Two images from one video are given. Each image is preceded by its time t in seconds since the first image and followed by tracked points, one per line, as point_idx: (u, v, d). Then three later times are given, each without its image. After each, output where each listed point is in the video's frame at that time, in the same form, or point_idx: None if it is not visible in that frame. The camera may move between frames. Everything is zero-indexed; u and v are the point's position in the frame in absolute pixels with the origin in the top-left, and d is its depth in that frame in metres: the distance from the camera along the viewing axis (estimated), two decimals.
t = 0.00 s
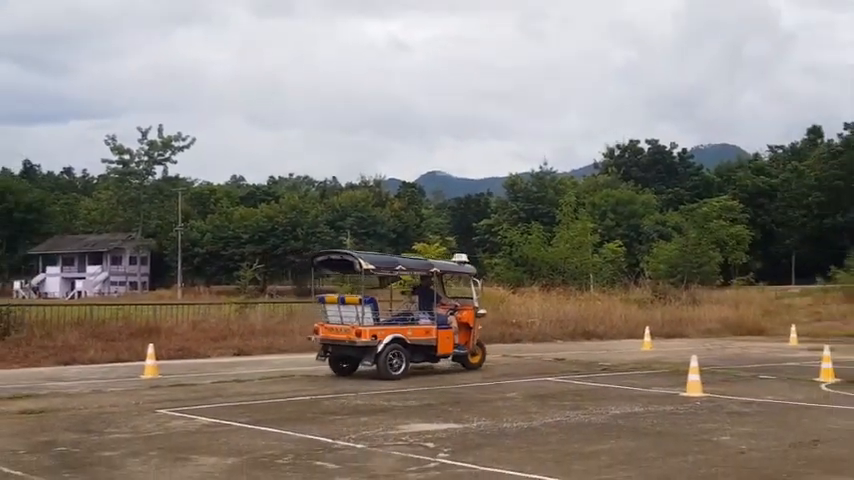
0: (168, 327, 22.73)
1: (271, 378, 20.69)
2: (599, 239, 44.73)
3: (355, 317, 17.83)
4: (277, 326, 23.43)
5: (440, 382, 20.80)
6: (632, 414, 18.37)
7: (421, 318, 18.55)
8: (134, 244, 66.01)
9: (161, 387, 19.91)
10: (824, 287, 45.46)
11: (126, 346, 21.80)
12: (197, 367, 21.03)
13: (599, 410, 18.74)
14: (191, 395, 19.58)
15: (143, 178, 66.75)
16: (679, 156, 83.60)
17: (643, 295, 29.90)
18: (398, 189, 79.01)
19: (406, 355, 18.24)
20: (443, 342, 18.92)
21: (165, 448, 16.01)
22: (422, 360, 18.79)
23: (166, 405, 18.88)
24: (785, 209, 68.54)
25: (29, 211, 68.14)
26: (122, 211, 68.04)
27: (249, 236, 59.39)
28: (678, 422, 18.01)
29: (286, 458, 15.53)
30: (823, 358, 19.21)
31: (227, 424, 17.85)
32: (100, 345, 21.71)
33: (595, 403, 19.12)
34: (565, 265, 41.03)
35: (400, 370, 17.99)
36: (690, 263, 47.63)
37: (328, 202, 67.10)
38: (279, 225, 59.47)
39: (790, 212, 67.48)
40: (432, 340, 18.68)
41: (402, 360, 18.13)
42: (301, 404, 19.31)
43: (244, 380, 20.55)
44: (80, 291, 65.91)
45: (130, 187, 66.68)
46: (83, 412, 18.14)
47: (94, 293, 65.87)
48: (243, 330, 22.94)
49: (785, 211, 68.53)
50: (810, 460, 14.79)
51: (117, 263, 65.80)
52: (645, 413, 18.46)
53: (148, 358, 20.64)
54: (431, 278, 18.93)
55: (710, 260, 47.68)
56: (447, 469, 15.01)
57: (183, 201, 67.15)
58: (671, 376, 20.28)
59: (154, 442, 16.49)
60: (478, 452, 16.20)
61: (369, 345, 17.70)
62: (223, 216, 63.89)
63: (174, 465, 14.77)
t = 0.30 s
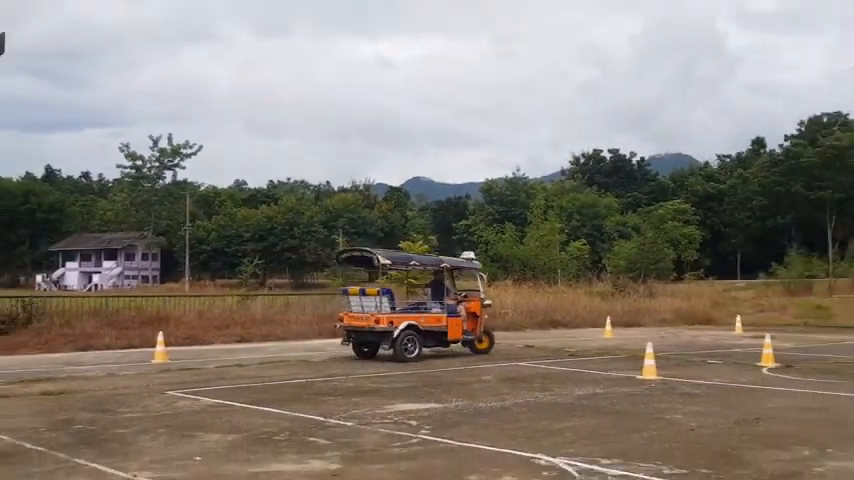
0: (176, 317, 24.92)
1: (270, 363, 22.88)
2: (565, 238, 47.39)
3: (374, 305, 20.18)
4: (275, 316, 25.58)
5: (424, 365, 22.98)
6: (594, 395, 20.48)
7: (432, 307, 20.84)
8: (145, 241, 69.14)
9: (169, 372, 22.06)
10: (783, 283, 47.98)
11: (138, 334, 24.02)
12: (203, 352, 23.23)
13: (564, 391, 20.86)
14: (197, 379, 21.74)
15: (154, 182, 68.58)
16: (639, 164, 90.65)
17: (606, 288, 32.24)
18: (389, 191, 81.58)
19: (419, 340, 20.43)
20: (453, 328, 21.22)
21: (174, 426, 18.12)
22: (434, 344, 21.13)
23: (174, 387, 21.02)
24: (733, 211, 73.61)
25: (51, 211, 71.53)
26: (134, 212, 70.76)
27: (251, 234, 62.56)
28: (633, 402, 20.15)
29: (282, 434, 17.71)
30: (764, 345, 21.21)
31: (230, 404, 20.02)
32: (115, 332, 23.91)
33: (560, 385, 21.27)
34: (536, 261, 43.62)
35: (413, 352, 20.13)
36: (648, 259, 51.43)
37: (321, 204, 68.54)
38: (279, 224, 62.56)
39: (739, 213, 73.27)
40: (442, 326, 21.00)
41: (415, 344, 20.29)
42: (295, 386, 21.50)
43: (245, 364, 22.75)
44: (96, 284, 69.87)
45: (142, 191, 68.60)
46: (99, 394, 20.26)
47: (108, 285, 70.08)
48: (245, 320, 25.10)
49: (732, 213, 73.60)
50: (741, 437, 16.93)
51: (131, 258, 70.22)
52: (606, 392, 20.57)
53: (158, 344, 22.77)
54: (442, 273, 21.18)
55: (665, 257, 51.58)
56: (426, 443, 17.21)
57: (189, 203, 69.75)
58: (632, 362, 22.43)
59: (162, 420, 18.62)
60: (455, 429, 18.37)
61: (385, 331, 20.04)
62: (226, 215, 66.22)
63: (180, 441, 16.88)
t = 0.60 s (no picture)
0: (180, 308, 26.86)
1: (266, 351, 24.81)
2: (539, 237, 50.06)
3: (381, 297, 22.25)
4: (271, 308, 27.52)
5: (409, 352, 24.92)
6: (563, 381, 22.40)
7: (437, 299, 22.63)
8: (151, 240, 72.32)
9: (172, 360, 23.93)
10: (739, 281, 50.32)
11: (144, 325, 25.96)
12: (204, 341, 25.16)
13: (536, 377, 22.77)
14: (199, 366, 23.65)
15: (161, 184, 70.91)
16: (605, 171, 95.65)
17: (574, 284, 34.47)
18: (378, 193, 83.90)
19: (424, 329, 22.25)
20: (459, 319, 22.97)
21: (178, 410, 19.95)
22: (442, 333, 22.95)
23: (178, 375, 22.88)
24: (692, 213, 82.87)
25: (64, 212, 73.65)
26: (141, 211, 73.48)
27: (252, 233, 64.60)
28: (600, 386, 22.05)
29: (277, 417, 19.60)
30: (721, 335, 23.44)
31: (229, 389, 21.96)
32: (123, 323, 25.84)
33: (533, 372, 23.18)
34: (512, 259, 45.97)
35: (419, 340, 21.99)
36: (614, 256, 55.03)
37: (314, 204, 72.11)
38: (275, 223, 65.23)
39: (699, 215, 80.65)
40: (448, 317, 22.79)
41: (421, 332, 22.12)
42: (290, 372, 23.43)
43: (244, 353, 24.72)
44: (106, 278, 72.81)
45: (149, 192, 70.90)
46: (108, 381, 22.11)
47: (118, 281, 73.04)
48: (244, 312, 27.03)
49: (691, 214, 82.84)
50: (694, 419, 18.85)
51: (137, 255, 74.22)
52: (575, 378, 22.50)
53: (163, 335, 24.62)
54: (448, 268, 22.89)
55: (630, 254, 55.31)
56: (411, 425, 19.18)
57: (192, 203, 72.26)
58: (600, 351, 24.37)
59: (167, 404, 20.51)
60: (435, 412, 20.26)
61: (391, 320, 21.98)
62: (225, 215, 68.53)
63: (182, 423, 18.70)
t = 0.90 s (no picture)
0: (171, 304, 27.80)
1: (254, 345, 25.75)
2: (518, 236, 51.52)
3: (382, 292, 23.29)
4: (260, 303, 28.47)
5: (392, 345, 25.91)
6: (540, 372, 23.47)
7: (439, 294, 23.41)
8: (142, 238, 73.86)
9: (163, 354, 24.82)
10: (707, 276, 51.70)
11: (135, 321, 26.86)
12: (194, 336, 26.09)
13: (514, 368, 23.83)
14: (189, 359, 24.57)
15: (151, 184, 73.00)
16: (582, 171, 97.43)
17: (552, 280, 35.64)
18: (362, 193, 84.95)
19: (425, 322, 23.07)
20: (464, 314, 23.63)
21: (169, 403, 20.86)
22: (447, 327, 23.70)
23: (168, 368, 23.79)
24: (662, 212, 84.80)
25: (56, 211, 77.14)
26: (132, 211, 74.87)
27: (239, 232, 66.23)
28: (573, 376, 23.13)
29: (265, 409, 20.55)
30: (688, 328, 24.69)
31: (219, 382, 22.88)
32: (116, 318, 26.74)
33: (511, 364, 24.23)
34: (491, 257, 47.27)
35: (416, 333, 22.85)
36: (591, 253, 56.54)
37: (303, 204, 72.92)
38: (264, 222, 66.68)
39: (667, 215, 83.48)
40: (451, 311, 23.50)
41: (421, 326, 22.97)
42: (277, 366, 24.37)
43: (233, 347, 25.63)
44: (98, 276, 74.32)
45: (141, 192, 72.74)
46: (100, 374, 22.98)
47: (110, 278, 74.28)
48: (232, 308, 27.97)
49: (661, 213, 84.78)
50: (662, 408, 19.95)
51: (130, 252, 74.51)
52: (551, 369, 23.57)
53: (153, 330, 25.52)
54: (453, 265, 23.59)
55: (605, 251, 56.92)
56: (393, 415, 20.22)
57: (183, 202, 73.57)
58: (576, 344, 25.44)
59: (157, 397, 21.41)
60: (416, 403, 21.28)
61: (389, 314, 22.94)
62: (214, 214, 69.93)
63: (172, 415, 19.61)
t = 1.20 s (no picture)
0: (147, 301, 28.13)
1: (229, 341, 26.11)
2: (490, 235, 52.40)
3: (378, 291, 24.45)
4: (236, 301, 28.85)
5: (365, 341, 26.37)
6: (510, 367, 24.05)
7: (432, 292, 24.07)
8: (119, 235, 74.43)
9: (138, 350, 25.13)
10: (671, 275, 52.84)
11: (111, 317, 27.12)
12: (169, 332, 26.42)
13: (485, 364, 24.39)
14: (165, 356, 24.91)
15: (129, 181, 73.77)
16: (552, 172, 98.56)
17: (524, 278, 36.30)
18: (338, 193, 85.74)
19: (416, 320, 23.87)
20: (458, 312, 24.06)
21: (143, 398, 21.20)
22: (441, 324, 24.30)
23: (143, 364, 24.11)
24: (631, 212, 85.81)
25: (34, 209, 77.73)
26: (109, 209, 75.41)
27: (216, 229, 67.00)
28: (542, 371, 23.72)
29: (239, 404, 20.96)
30: (654, 324, 25.37)
31: (193, 378, 23.25)
32: (91, 315, 27.01)
33: (482, 359, 24.80)
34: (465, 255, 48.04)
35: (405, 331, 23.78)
36: (561, 251, 57.39)
37: (279, 203, 75.07)
38: (241, 220, 67.49)
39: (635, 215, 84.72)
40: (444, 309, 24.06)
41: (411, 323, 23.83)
42: (251, 362, 24.77)
43: (208, 343, 25.96)
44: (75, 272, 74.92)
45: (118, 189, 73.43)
46: (75, 371, 23.27)
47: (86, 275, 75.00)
48: (208, 305, 28.32)
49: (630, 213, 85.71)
50: (627, 402, 20.59)
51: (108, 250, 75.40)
52: (521, 364, 24.15)
53: (129, 326, 25.78)
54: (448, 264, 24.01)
55: (574, 250, 57.90)
56: (365, 410, 20.71)
57: (160, 200, 74.25)
58: (546, 340, 26.03)
59: (131, 392, 21.75)
60: (388, 399, 21.78)
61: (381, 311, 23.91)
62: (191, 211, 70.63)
63: (146, 411, 19.99)
